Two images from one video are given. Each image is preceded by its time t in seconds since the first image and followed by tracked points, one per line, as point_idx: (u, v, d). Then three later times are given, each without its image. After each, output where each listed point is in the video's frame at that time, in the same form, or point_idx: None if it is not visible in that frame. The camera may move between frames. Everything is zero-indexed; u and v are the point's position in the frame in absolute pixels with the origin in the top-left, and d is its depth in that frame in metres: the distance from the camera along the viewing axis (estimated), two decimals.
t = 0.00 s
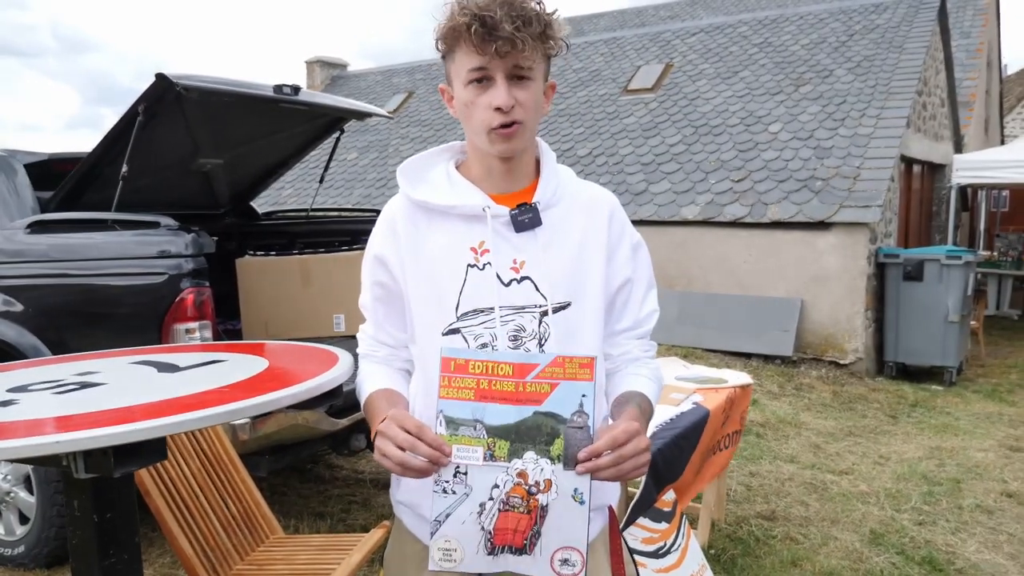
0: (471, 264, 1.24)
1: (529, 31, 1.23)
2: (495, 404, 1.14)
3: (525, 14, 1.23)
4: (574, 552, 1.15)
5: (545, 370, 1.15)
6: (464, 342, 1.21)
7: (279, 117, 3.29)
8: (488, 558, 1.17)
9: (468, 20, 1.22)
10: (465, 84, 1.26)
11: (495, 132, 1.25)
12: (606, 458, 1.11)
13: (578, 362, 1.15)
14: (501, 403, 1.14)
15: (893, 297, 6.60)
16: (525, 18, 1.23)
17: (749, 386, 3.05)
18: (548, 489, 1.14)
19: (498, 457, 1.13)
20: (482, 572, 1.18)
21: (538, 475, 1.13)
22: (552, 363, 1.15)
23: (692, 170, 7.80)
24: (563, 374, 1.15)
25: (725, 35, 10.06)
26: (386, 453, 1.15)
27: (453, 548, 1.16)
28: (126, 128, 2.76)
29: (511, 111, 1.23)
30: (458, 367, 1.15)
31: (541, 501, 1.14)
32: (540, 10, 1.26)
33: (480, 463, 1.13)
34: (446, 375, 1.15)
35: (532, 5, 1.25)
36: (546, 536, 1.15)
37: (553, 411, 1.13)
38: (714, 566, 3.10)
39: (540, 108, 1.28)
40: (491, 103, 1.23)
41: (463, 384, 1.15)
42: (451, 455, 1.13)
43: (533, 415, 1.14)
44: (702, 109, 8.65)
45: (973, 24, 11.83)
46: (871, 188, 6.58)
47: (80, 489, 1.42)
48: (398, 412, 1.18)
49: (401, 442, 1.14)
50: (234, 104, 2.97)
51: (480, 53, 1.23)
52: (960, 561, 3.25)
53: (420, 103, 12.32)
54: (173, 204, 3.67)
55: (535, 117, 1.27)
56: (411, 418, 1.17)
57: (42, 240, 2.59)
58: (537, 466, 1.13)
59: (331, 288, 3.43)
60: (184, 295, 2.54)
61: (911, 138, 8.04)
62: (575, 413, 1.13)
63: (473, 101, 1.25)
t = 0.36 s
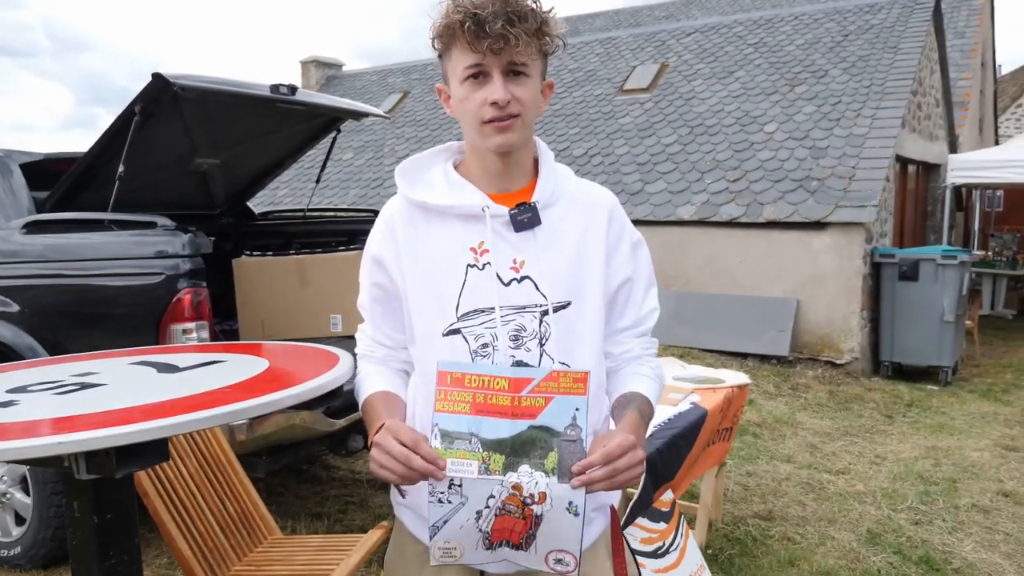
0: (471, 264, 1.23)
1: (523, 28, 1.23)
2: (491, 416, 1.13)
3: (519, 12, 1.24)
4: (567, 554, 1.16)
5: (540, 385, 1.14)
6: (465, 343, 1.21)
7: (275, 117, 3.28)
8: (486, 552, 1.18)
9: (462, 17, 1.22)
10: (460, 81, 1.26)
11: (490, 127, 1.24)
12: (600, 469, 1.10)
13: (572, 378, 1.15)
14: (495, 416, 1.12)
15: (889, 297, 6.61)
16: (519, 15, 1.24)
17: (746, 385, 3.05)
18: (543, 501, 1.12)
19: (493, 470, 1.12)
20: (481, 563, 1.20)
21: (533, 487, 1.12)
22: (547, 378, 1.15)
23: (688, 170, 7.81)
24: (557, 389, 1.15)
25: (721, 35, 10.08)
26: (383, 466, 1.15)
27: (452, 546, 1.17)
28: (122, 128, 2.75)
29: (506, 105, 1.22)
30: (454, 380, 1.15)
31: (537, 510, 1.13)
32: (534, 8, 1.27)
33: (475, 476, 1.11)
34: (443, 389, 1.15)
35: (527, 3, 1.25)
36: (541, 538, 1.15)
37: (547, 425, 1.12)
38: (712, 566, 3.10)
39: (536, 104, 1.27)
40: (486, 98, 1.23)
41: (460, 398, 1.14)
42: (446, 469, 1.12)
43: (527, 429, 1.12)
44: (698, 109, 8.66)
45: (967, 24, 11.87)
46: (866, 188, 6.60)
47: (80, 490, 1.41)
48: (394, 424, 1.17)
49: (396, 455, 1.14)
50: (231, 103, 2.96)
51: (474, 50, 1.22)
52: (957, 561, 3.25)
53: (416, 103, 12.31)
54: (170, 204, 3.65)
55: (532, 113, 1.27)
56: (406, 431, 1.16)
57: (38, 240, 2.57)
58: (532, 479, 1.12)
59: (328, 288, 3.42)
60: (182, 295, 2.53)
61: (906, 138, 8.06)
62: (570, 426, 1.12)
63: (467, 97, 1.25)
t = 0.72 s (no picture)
0: (478, 266, 1.24)
1: (532, 29, 1.23)
2: (502, 404, 1.13)
3: (528, 13, 1.24)
4: (580, 558, 1.10)
5: (549, 374, 1.15)
6: (472, 345, 1.20)
7: (277, 117, 3.28)
8: (492, 566, 1.10)
9: (471, 19, 1.22)
10: (468, 81, 1.26)
11: (498, 127, 1.24)
12: (604, 463, 1.11)
13: (580, 368, 1.16)
14: (505, 404, 1.13)
15: (890, 297, 6.61)
16: (528, 16, 1.23)
17: (748, 385, 3.05)
18: (555, 489, 1.12)
19: (504, 456, 1.12)
20: None
21: (545, 474, 1.12)
22: (555, 369, 1.16)
23: (689, 170, 7.81)
24: (566, 380, 1.15)
25: (721, 35, 10.08)
26: (402, 470, 1.15)
27: (455, 554, 1.11)
28: (124, 128, 2.75)
29: (515, 107, 1.23)
30: (464, 372, 1.16)
31: (549, 501, 1.11)
32: (544, 9, 1.26)
33: (488, 463, 1.12)
34: (453, 380, 1.15)
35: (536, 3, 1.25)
36: (552, 540, 1.11)
37: (558, 412, 1.13)
38: (714, 566, 3.11)
39: (545, 104, 1.27)
40: (495, 99, 1.23)
41: (469, 389, 1.14)
42: (460, 459, 1.12)
43: (537, 416, 1.13)
44: (698, 109, 8.67)
45: (967, 24, 11.88)
46: (866, 188, 6.60)
47: (85, 490, 1.41)
48: (400, 425, 1.17)
49: (411, 456, 1.13)
50: (233, 104, 2.97)
51: (483, 52, 1.22)
52: (959, 561, 3.25)
53: (416, 103, 12.31)
54: (171, 204, 3.66)
55: (540, 113, 1.27)
56: (415, 430, 1.15)
57: (40, 241, 2.57)
58: (544, 465, 1.12)
59: (329, 288, 3.42)
60: (184, 295, 2.54)
61: (906, 138, 8.05)
62: (580, 415, 1.12)
63: (476, 97, 1.25)
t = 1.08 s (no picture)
0: (479, 263, 1.24)
1: (534, 27, 1.22)
2: (502, 406, 1.13)
3: (530, 11, 1.23)
4: (580, 560, 1.10)
5: (549, 374, 1.14)
6: (473, 342, 1.21)
7: (277, 116, 3.28)
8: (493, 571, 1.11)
9: (473, 17, 1.21)
10: (470, 80, 1.25)
11: (500, 127, 1.24)
12: (599, 466, 1.11)
13: (580, 368, 1.14)
14: (506, 406, 1.13)
15: (891, 296, 6.61)
16: (530, 15, 1.23)
17: (749, 385, 3.04)
18: (555, 493, 1.11)
19: (504, 462, 1.12)
20: None
21: (544, 479, 1.11)
22: (555, 368, 1.15)
23: (689, 170, 7.81)
24: (566, 380, 1.14)
25: (722, 35, 10.07)
26: (401, 475, 1.15)
27: (457, 560, 1.10)
28: (124, 128, 2.75)
29: (517, 106, 1.22)
30: (461, 374, 1.14)
31: (548, 506, 1.11)
32: (547, 6, 1.26)
33: (487, 469, 1.11)
34: (450, 381, 1.14)
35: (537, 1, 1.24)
36: (553, 544, 1.11)
37: (558, 415, 1.12)
38: (714, 566, 3.10)
39: (547, 102, 1.27)
40: (497, 98, 1.22)
41: (467, 390, 1.13)
42: (460, 465, 1.11)
43: (537, 419, 1.12)
44: (699, 108, 8.66)
45: (968, 23, 11.87)
46: (867, 187, 6.59)
47: (84, 490, 1.41)
48: (401, 429, 1.17)
49: (410, 461, 1.14)
50: (233, 103, 2.96)
51: (485, 51, 1.22)
52: (959, 561, 3.25)
53: (416, 103, 12.31)
54: (172, 204, 3.65)
55: (542, 112, 1.27)
56: (414, 435, 1.16)
57: (40, 241, 2.57)
58: (544, 470, 1.11)
59: (329, 288, 3.43)
60: (185, 295, 2.54)
61: (907, 137, 8.05)
62: (579, 416, 1.12)
63: (478, 96, 1.24)
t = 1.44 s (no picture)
0: (462, 267, 1.24)
1: (515, 30, 1.21)
2: (485, 407, 1.12)
3: (510, 13, 1.22)
4: (564, 550, 1.12)
5: (531, 372, 1.14)
6: (455, 347, 1.21)
7: (273, 116, 3.27)
8: (479, 565, 1.12)
9: (451, 21, 1.21)
10: (450, 84, 1.25)
11: (482, 131, 1.24)
12: (585, 460, 1.11)
13: (563, 364, 1.15)
14: (487, 406, 1.12)
15: (888, 296, 6.62)
16: (511, 17, 1.22)
17: (746, 385, 3.05)
18: (539, 490, 1.12)
19: (487, 461, 1.11)
20: None
21: (528, 477, 1.12)
22: (537, 365, 1.15)
23: (686, 170, 7.82)
24: (549, 376, 1.15)
25: (720, 35, 10.08)
26: (383, 471, 1.14)
27: (443, 557, 1.12)
28: (121, 128, 2.75)
29: (499, 112, 1.22)
30: (442, 374, 1.14)
31: (533, 503, 1.12)
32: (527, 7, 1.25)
33: (470, 468, 1.11)
34: (431, 380, 1.14)
35: (517, 3, 1.23)
36: (537, 537, 1.13)
37: (540, 412, 1.13)
38: (711, 566, 3.11)
39: (529, 105, 1.27)
40: (478, 104, 1.22)
41: (449, 390, 1.13)
42: (443, 465, 1.11)
43: (520, 417, 1.13)
44: (696, 109, 8.68)
45: (964, 25, 11.91)
46: (864, 188, 6.61)
47: (80, 491, 1.41)
48: (388, 425, 1.17)
49: (394, 458, 1.13)
50: (230, 103, 2.96)
51: (465, 55, 1.21)
52: (956, 560, 3.26)
53: (413, 103, 12.30)
54: (168, 204, 3.65)
55: (524, 115, 1.27)
56: (402, 431, 1.15)
57: (37, 241, 2.57)
58: (528, 469, 1.12)
59: (326, 289, 3.43)
60: (181, 295, 2.53)
61: (903, 138, 8.07)
62: (563, 413, 1.13)
63: (459, 100, 1.24)
